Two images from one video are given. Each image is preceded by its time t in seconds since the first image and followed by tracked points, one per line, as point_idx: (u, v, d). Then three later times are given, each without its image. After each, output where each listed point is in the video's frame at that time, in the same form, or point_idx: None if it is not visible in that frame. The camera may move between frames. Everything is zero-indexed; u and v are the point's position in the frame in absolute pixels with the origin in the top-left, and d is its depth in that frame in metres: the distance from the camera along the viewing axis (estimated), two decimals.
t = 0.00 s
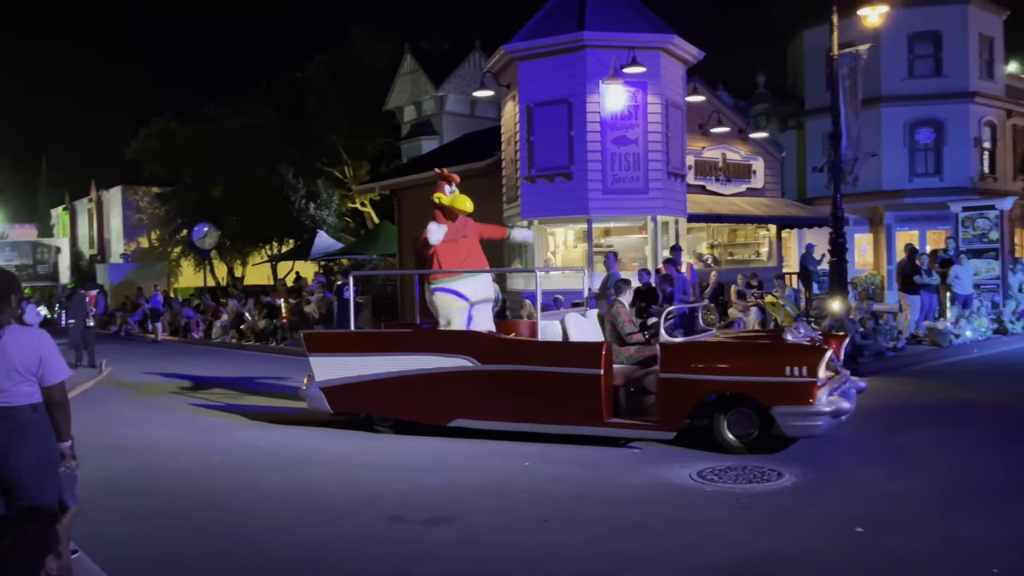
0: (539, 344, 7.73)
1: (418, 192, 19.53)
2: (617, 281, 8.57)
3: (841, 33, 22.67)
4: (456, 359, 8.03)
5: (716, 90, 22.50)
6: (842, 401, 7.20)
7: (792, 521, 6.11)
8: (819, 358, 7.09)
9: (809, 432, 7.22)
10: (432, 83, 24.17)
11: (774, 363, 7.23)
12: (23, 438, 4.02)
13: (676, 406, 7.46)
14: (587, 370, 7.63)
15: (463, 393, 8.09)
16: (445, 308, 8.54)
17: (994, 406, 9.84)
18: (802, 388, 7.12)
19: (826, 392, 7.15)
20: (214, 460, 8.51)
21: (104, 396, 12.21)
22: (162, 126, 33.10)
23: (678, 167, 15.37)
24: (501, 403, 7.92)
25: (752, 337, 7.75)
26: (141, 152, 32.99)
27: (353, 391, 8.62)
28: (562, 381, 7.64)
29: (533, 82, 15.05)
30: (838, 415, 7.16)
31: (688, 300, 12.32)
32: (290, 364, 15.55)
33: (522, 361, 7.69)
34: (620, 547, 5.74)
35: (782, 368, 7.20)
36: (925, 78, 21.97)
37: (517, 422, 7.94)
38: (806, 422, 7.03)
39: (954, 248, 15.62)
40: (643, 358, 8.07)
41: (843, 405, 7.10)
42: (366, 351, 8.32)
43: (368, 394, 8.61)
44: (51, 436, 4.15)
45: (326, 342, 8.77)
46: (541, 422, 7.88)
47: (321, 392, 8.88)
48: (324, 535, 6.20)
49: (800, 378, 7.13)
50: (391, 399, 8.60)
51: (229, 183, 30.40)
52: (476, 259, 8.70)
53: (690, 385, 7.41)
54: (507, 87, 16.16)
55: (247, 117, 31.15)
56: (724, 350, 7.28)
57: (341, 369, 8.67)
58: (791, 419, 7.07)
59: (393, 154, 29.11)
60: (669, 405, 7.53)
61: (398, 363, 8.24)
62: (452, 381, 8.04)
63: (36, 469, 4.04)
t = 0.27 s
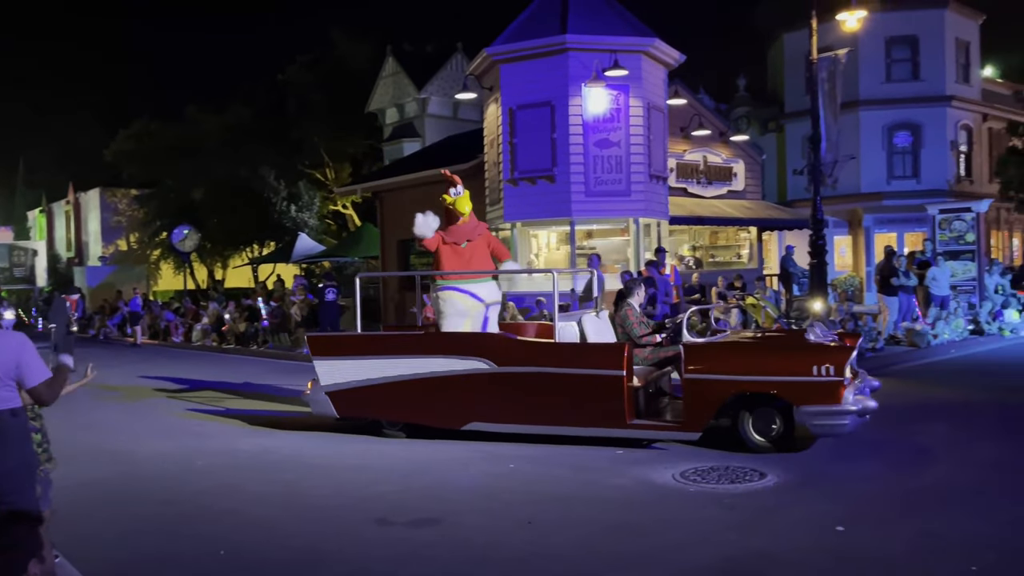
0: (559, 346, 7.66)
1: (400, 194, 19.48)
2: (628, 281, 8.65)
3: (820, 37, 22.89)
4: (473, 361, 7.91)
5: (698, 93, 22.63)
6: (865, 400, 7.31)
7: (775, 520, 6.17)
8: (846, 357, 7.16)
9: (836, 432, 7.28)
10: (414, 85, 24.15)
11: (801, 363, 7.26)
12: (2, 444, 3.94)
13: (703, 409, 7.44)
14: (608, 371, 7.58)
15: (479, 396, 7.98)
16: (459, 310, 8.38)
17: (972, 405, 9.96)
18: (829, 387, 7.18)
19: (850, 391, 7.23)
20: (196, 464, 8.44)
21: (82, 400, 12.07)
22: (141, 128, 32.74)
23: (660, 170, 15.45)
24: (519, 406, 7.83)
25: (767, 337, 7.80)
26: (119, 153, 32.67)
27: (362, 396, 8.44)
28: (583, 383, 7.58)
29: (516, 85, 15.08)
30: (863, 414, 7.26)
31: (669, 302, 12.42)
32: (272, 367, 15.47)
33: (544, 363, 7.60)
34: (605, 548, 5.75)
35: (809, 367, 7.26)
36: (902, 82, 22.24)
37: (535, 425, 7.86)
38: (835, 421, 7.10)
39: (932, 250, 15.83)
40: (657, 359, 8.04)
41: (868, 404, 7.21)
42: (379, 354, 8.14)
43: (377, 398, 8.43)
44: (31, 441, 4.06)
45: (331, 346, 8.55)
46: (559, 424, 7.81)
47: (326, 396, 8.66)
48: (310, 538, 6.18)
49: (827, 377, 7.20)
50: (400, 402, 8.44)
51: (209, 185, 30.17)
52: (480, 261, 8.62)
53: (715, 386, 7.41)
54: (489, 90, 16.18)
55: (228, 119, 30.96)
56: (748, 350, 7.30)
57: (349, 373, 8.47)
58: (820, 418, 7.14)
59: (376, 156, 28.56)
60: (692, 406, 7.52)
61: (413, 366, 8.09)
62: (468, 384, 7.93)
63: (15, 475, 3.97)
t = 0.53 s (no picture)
0: (575, 346, 7.65)
1: (380, 195, 19.42)
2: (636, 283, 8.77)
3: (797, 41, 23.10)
4: (487, 362, 7.86)
5: (677, 96, 22.76)
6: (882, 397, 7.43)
7: (754, 520, 6.22)
8: (866, 356, 7.27)
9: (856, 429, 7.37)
10: (394, 86, 24.09)
11: (821, 362, 7.36)
12: None
13: (725, 408, 7.50)
14: (624, 372, 7.59)
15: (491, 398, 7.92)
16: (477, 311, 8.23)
17: (948, 405, 10.09)
18: (851, 385, 7.28)
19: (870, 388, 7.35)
20: (173, 469, 8.36)
21: (56, 404, 11.90)
22: (117, 128, 32.41)
23: (640, 173, 15.53)
24: (533, 407, 7.80)
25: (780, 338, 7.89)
26: (94, 154, 32.29)
27: (369, 398, 8.32)
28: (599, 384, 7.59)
29: (496, 87, 15.09)
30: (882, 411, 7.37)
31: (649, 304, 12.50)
32: (251, 370, 15.34)
33: (560, 364, 7.58)
34: (586, 549, 5.76)
35: (828, 366, 7.36)
36: (878, 86, 22.51)
37: (547, 425, 7.85)
38: (855, 418, 7.22)
39: (907, 252, 16.04)
40: (671, 358, 8.06)
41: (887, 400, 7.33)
42: (389, 356, 8.04)
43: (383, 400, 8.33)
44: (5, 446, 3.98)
45: (336, 348, 8.41)
46: (571, 425, 7.80)
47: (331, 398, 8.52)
48: (290, 542, 6.14)
49: (846, 376, 7.30)
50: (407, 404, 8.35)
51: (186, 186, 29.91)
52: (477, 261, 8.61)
53: (735, 385, 7.48)
54: (470, 92, 16.17)
55: (205, 120, 30.71)
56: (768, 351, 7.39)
57: (355, 375, 8.35)
58: (842, 416, 7.26)
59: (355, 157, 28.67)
60: (710, 405, 7.59)
61: (424, 368, 8.01)
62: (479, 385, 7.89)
63: None
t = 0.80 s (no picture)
0: (590, 347, 7.56)
1: (356, 196, 19.33)
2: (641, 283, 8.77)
3: (772, 45, 23.33)
4: (501, 363, 7.70)
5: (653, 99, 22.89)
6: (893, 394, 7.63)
7: (731, 520, 6.27)
8: (882, 355, 7.46)
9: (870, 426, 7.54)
10: (371, 87, 24.02)
11: (837, 360, 7.51)
12: None
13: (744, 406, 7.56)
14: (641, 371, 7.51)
15: (504, 398, 7.77)
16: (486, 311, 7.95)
17: (920, 404, 10.24)
18: (867, 382, 7.46)
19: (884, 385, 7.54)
20: (147, 472, 8.26)
21: (26, 407, 11.71)
22: (88, 127, 31.93)
23: (617, 175, 15.60)
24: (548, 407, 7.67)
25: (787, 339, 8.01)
26: (65, 153, 31.83)
27: (374, 400, 8.08)
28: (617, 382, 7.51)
29: (474, 88, 15.08)
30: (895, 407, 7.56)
31: (627, 305, 12.55)
32: (226, 371, 15.20)
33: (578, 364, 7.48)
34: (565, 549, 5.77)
35: (844, 364, 7.52)
36: (851, 90, 22.78)
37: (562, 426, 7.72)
38: (871, 415, 7.41)
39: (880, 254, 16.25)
40: (680, 358, 8.04)
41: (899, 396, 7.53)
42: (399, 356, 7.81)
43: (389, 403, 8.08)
44: None
45: (339, 349, 8.13)
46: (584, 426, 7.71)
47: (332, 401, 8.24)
48: (267, 545, 6.09)
49: (862, 373, 7.49)
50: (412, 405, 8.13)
51: (159, 187, 29.60)
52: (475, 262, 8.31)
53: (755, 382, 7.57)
54: (447, 93, 16.15)
55: (179, 120, 30.40)
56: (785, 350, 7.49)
57: (360, 378, 8.10)
58: (857, 413, 7.45)
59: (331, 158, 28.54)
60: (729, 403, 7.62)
61: (435, 369, 7.81)
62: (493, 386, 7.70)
63: None
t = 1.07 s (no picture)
0: (600, 346, 7.52)
1: (330, 196, 19.20)
2: (642, 281, 8.73)
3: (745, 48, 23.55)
4: (506, 363, 7.64)
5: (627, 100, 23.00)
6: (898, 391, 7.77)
7: (703, 518, 6.32)
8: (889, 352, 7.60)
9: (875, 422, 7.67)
10: (345, 86, 23.89)
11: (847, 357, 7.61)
12: None
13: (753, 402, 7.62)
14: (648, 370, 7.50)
15: (510, 398, 7.72)
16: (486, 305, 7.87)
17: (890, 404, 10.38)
18: (874, 379, 7.58)
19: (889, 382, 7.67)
20: (116, 473, 8.15)
21: None
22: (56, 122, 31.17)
23: (591, 176, 15.67)
24: (555, 406, 7.64)
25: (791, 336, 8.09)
26: (32, 149, 31.19)
27: (377, 401, 7.99)
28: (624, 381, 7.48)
29: (449, 88, 15.06)
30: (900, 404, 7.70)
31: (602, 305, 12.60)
32: (198, 372, 15.05)
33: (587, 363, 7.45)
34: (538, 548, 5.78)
35: (854, 362, 7.62)
36: (822, 94, 23.06)
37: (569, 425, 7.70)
38: (877, 411, 7.52)
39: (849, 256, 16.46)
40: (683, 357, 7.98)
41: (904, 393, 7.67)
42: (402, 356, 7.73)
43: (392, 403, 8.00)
44: None
45: (340, 350, 8.02)
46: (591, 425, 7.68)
47: (334, 402, 8.14)
48: (237, 546, 6.03)
49: (872, 371, 7.60)
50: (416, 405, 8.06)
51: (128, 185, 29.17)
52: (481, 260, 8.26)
53: (767, 380, 7.64)
54: (422, 92, 16.11)
55: (150, 117, 29.98)
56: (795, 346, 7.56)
57: (363, 378, 7.99)
58: (867, 410, 7.54)
59: (304, 156, 27.69)
60: (741, 400, 7.70)
61: (439, 369, 7.74)
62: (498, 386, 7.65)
63: None
